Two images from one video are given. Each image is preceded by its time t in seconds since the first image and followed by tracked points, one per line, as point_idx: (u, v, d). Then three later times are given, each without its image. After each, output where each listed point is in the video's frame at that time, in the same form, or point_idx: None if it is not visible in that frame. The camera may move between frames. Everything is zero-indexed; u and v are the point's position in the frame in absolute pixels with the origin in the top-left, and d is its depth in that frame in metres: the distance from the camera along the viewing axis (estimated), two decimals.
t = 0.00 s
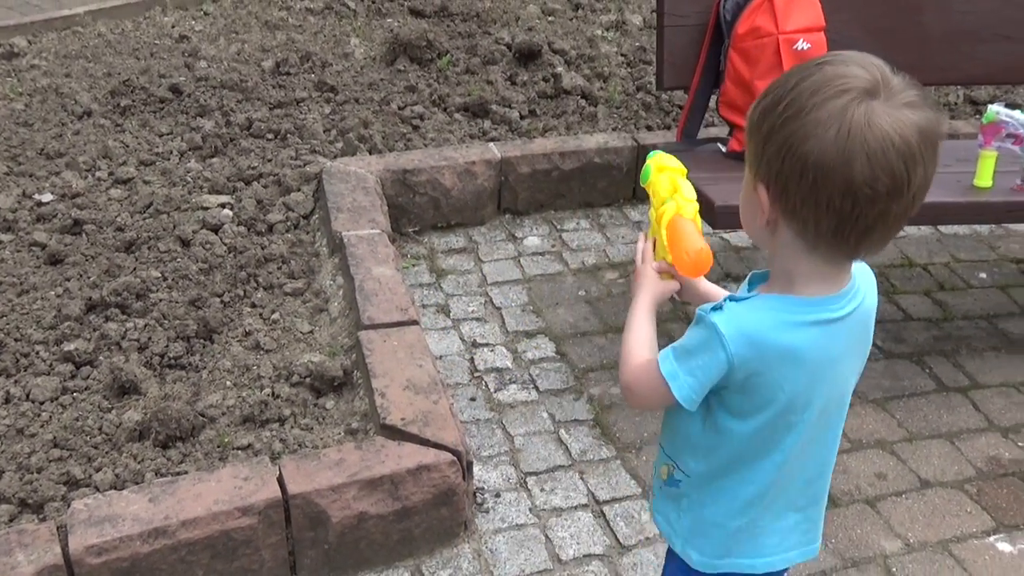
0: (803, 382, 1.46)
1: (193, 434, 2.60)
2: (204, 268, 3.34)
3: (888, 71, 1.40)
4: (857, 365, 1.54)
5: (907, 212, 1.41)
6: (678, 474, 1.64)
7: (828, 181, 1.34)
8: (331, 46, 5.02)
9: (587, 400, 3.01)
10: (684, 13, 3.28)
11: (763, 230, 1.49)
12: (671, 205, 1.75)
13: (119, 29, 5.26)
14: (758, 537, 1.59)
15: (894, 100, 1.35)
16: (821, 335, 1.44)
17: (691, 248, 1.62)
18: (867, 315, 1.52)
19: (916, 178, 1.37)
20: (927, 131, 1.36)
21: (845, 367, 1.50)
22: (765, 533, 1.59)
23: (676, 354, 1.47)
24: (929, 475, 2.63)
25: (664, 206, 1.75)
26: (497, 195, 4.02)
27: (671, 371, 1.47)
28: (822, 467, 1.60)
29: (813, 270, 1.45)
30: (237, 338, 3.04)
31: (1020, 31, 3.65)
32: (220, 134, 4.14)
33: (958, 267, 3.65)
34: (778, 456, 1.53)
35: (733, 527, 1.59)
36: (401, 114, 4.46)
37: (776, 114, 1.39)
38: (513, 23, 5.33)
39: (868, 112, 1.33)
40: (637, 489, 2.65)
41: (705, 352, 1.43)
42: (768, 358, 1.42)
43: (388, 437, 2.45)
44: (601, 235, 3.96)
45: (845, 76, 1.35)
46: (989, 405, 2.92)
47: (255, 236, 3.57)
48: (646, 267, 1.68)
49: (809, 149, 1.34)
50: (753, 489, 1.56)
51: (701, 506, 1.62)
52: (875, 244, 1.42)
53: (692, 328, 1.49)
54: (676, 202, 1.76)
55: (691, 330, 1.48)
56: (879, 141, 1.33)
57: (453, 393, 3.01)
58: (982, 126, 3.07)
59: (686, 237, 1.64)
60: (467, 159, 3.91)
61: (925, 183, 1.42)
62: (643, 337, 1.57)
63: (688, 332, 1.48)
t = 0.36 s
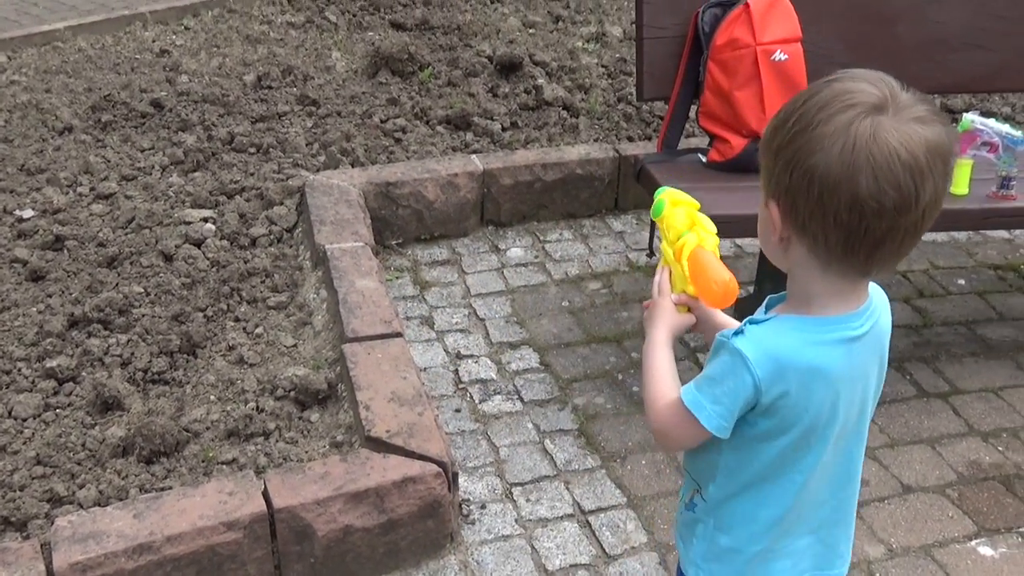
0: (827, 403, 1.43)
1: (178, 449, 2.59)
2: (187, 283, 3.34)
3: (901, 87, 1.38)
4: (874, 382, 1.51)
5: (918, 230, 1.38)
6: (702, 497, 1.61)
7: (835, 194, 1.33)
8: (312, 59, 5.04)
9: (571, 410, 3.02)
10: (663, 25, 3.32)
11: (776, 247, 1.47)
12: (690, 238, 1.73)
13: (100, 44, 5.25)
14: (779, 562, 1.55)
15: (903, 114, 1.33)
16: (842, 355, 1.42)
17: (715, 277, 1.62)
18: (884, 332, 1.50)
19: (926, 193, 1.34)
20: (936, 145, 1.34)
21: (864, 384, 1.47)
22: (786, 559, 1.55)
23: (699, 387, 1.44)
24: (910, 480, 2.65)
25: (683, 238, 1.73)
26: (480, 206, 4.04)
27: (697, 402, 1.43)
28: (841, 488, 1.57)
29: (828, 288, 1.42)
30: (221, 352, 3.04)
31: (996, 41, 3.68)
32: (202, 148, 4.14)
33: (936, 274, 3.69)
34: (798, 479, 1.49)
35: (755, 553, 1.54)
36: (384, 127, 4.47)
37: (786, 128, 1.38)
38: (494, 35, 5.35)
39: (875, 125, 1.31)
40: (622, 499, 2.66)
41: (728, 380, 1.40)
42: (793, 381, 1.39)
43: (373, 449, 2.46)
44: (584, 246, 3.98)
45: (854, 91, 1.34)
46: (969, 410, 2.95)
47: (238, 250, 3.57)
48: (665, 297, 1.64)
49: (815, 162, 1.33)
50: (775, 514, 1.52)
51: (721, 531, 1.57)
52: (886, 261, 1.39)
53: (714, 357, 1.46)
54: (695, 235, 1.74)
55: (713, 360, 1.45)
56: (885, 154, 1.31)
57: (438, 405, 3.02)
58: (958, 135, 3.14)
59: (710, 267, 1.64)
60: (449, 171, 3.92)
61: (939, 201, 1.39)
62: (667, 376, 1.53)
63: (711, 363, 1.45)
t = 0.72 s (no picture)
0: (815, 420, 1.43)
1: (158, 470, 2.58)
2: (165, 303, 3.33)
3: (889, 102, 1.39)
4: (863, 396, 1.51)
5: (891, 248, 1.38)
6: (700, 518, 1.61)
7: (805, 204, 1.34)
8: (290, 77, 5.04)
9: (554, 423, 3.02)
10: (638, 39, 3.34)
11: (756, 257, 1.49)
12: (669, 268, 1.71)
13: (76, 65, 5.24)
14: None
15: (881, 127, 1.34)
16: (827, 373, 1.42)
17: (703, 309, 1.62)
18: (870, 345, 1.50)
19: (898, 210, 1.34)
20: (912, 162, 1.34)
21: (851, 399, 1.47)
22: None
23: (685, 415, 1.44)
24: (891, 486, 2.67)
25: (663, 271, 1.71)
26: (459, 221, 4.04)
27: (683, 431, 1.43)
28: (839, 502, 1.56)
29: (806, 303, 1.43)
30: (201, 372, 3.03)
31: (965, 50, 3.73)
32: (180, 168, 4.13)
33: (913, 281, 3.72)
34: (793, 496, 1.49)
35: (758, 571, 1.54)
36: (362, 143, 4.47)
37: (767, 135, 1.40)
38: (471, 51, 5.37)
39: (850, 137, 1.33)
40: (605, 511, 2.66)
41: (714, 407, 1.40)
42: (780, 402, 1.40)
43: (356, 466, 2.45)
44: (563, 259, 3.99)
45: (835, 102, 1.36)
46: (947, 415, 2.98)
47: (217, 269, 3.56)
48: (653, 333, 1.63)
49: (788, 169, 1.35)
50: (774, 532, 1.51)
51: (723, 552, 1.57)
52: (859, 277, 1.39)
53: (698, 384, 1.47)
54: (673, 265, 1.72)
55: (698, 387, 1.45)
56: (857, 166, 1.32)
57: (420, 421, 3.02)
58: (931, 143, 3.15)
59: (696, 299, 1.64)
60: (429, 187, 3.92)
61: (918, 221, 1.39)
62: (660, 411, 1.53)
63: (696, 389, 1.45)
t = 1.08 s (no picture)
0: (769, 423, 1.44)
1: (120, 486, 2.55)
2: (126, 316, 3.29)
3: (836, 107, 1.41)
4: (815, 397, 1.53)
5: (839, 249, 1.39)
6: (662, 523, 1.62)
7: (751, 205, 1.36)
8: (251, 88, 5.01)
9: (520, 429, 3.02)
10: (596, 46, 3.37)
11: (709, 261, 1.51)
12: (632, 278, 1.70)
13: (33, 78, 5.18)
14: None
15: (826, 129, 1.36)
16: (779, 377, 1.43)
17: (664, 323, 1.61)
18: (819, 347, 1.51)
19: (844, 210, 1.36)
20: (857, 164, 1.36)
21: (804, 401, 1.49)
22: None
23: (642, 426, 1.44)
24: (853, 483, 2.70)
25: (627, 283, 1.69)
26: (423, 230, 4.04)
27: (640, 441, 1.44)
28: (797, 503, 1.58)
29: (757, 305, 1.45)
30: (162, 386, 2.99)
31: (918, 53, 3.79)
32: (140, 180, 4.09)
33: (872, 281, 3.77)
34: (751, 500, 1.50)
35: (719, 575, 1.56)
36: (324, 153, 4.45)
37: (716, 138, 1.43)
38: (433, 60, 5.38)
39: (796, 138, 1.35)
40: (571, 515, 2.66)
41: (669, 416, 1.41)
42: (734, 409, 1.41)
43: (320, 477, 2.44)
44: (528, 265, 4.00)
45: (781, 104, 1.39)
46: (908, 413, 3.02)
47: (178, 282, 3.53)
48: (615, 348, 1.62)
49: (736, 171, 1.37)
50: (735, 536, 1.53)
51: (687, 558, 1.58)
52: (808, 279, 1.41)
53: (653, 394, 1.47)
54: (636, 274, 1.71)
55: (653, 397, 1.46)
56: (803, 167, 1.34)
57: (386, 430, 3.01)
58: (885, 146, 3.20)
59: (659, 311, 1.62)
60: (391, 196, 3.91)
61: (864, 223, 1.41)
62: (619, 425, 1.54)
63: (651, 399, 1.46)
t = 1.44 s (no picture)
0: (733, 379, 1.51)
1: (93, 498, 2.53)
2: (100, 327, 3.27)
3: (797, 104, 1.46)
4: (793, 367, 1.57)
5: (787, 238, 1.45)
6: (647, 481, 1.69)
7: (707, 193, 1.43)
8: (226, 97, 5.00)
9: (496, 437, 3.03)
10: (569, 54, 3.39)
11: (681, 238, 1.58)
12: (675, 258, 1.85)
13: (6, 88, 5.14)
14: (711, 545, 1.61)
15: (781, 127, 1.42)
16: (744, 333, 1.50)
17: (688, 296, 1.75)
18: (796, 319, 1.57)
19: (792, 204, 1.42)
20: (807, 161, 1.42)
21: (778, 368, 1.53)
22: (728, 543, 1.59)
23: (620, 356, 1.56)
24: (826, 486, 2.73)
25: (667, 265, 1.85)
26: (399, 238, 4.04)
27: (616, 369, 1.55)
28: (776, 474, 1.61)
29: (721, 281, 1.52)
30: (137, 397, 2.98)
31: (888, 60, 3.84)
32: (113, 191, 4.07)
33: (845, 286, 3.81)
34: (723, 458, 1.55)
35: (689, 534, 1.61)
36: (300, 161, 4.43)
37: (685, 128, 1.49)
38: (410, 68, 5.38)
39: (750, 135, 1.41)
40: (548, 522, 2.67)
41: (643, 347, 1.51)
42: (694, 354, 1.50)
43: (296, 486, 2.43)
44: (504, 272, 4.01)
45: (743, 101, 1.43)
46: (880, 416, 3.04)
47: (153, 292, 3.51)
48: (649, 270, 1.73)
49: (696, 162, 1.44)
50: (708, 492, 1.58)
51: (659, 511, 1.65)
52: (761, 264, 1.48)
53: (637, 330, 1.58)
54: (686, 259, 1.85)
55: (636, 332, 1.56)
56: (754, 163, 1.40)
57: (362, 438, 3.01)
58: (854, 151, 3.18)
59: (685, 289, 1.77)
60: (367, 205, 3.91)
61: (813, 214, 1.47)
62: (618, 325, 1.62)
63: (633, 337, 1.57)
